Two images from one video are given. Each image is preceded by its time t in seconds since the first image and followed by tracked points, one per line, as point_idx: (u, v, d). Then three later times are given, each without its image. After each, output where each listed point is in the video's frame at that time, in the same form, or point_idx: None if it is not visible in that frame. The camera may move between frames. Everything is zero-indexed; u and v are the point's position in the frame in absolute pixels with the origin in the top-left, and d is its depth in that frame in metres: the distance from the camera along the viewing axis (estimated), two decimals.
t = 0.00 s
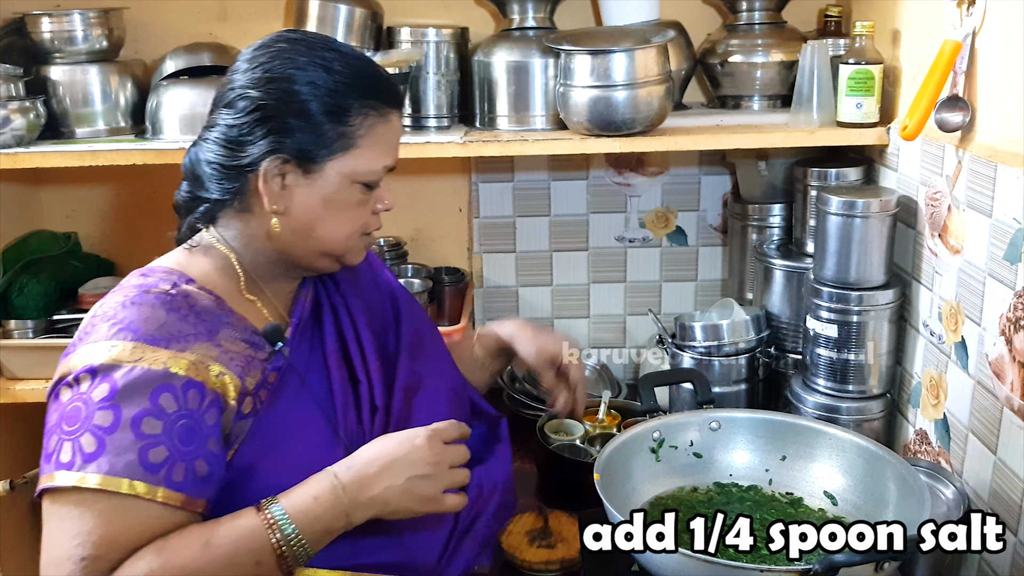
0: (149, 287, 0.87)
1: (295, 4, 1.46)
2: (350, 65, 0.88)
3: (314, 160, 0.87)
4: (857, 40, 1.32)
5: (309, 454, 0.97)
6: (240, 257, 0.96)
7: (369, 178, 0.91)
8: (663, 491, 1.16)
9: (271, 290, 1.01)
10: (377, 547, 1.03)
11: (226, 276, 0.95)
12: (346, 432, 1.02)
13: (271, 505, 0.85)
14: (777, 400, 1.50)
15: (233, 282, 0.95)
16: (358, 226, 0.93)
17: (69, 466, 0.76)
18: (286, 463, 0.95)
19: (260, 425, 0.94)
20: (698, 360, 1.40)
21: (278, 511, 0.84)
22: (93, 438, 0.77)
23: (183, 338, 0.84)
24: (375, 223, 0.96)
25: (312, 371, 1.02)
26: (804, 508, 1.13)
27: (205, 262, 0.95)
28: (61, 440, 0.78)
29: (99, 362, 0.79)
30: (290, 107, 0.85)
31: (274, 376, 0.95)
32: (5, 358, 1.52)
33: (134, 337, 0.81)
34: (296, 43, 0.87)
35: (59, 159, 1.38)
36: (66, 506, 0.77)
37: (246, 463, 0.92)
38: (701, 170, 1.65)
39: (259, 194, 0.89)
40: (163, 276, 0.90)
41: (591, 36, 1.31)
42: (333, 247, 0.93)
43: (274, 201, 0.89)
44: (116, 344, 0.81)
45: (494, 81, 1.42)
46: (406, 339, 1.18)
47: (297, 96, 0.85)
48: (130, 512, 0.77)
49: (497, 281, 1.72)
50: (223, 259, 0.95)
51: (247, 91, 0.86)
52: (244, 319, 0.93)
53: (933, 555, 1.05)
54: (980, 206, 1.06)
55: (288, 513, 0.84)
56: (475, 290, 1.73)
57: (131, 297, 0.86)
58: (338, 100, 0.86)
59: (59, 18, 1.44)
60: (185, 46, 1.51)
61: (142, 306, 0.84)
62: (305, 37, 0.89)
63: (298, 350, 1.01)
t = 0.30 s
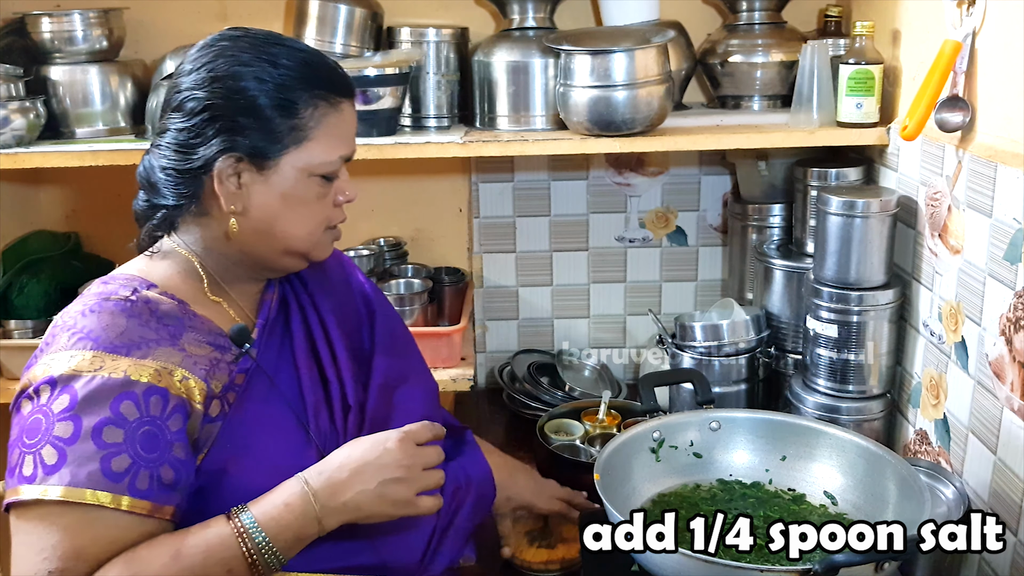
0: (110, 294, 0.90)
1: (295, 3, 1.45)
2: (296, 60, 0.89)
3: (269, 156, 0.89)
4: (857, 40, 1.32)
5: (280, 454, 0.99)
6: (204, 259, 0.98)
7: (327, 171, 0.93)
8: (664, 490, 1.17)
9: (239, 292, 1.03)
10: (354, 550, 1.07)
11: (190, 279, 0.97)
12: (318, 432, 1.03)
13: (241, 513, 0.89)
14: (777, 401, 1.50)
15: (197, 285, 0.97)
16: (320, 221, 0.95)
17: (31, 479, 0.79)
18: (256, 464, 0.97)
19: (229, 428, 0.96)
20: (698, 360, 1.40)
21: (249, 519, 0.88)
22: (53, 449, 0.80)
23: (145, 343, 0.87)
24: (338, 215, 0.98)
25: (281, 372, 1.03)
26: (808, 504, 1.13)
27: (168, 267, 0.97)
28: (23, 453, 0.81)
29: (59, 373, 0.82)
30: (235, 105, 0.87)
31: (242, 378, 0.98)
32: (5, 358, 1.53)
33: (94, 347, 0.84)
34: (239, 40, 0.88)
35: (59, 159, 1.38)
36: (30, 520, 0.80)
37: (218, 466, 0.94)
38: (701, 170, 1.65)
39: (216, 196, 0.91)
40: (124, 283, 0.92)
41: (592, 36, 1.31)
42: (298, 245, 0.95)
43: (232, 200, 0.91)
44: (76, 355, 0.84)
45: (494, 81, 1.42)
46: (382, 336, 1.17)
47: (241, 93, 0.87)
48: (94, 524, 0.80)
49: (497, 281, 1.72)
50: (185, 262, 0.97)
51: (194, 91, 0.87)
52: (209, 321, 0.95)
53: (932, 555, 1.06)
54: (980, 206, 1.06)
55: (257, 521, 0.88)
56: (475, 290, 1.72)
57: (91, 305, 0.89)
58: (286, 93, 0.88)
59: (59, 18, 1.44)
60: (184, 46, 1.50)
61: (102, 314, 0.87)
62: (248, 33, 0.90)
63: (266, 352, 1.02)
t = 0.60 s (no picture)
0: (101, 294, 0.90)
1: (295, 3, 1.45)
2: (258, 52, 0.89)
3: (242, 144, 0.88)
4: (857, 40, 1.32)
5: (276, 451, 0.99)
6: (191, 256, 0.97)
7: (300, 158, 0.91)
8: (666, 491, 1.17)
9: (227, 289, 1.03)
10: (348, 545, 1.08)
11: (180, 277, 0.96)
12: (312, 429, 1.04)
13: (251, 504, 0.89)
14: (777, 401, 1.50)
15: (187, 284, 0.97)
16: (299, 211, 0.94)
17: (38, 483, 0.79)
18: (253, 462, 0.97)
19: (224, 427, 0.95)
20: (698, 360, 1.40)
21: (259, 510, 0.88)
22: (57, 451, 0.80)
23: (140, 341, 0.87)
24: (319, 206, 0.96)
25: (274, 369, 1.03)
26: (812, 506, 1.12)
27: (157, 266, 0.96)
28: (25, 456, 0.80)
29: (56, 375, 0.82)
30: (198, 98, 0.87)
31: (238, 376, 0.97)
32: (6, 358, 1.53)
33: (89, 347, 0.84)
34: (203, 36, 0.89)
35: (59, 159, 1.38)
36: (38, 523, 0.80)
37: (214, 464, 0.94)
38: (701, 170, 1.65)
39: (190, 192, 0.91)
40: (115, 282, 0.92)
41: (591, 36, 1.31)
42: (280, 240, 0.94)
43: (205, 194, 0.90)
44: (71, 357, 0.83)
45: (494, 81, 1.42)
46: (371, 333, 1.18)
47: (204, 88, 0.86)
48: (102, 523, 0.81)
49: (497, 281, 1.72)
50: (173, 260, 0.97)
51: (162, 89, 0.88)
52: (200, 319, 0.95)
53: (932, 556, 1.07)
54: (980, 206, 1.06)
55: (267, 510, 0.88)
56: (475, 290, 1.72)
57: (84, 305, 0.88)
58: (251, 82, 0.88)
59: (59, 18, 1.44)
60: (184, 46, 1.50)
61: (96, 314, 0.87)
62: (214, 29, 0.90)
63: (259, 350, 1.02)
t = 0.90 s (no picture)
0: (108, 290, 0.89)
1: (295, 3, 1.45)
2: (256, 47, 0.88)
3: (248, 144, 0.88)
4: (857, 40, 1.32)
5: (283, 446, 0.98)
6: (194, 255, 0.97)
7: (309, 154, 0.92)
8: (664, 492, 1.16)
9: (229, 288, 1.02)
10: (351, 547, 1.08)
11: (182, 276, 0.95)
12: (318, 425, 1.03)
13: (321, 490, 0.89)
14: (777, 400, 1.50)
15: (191, 282, 0.96)
16: (307, 207, 0.94)
17: (84, 474, 0.77)
18: (260, 457, 0.96)
19: (232, 422, 0.95)
20: (698, 360, 1.40)
21: (327, 494, 0.88)
22: (101, 441, 0.78)
23: (152, 332, 0.87)
24: (323, 200, 0.97)
25: (279, 365, 1.03)
26: (808, 508, 1.13)
27: (159, 265, 0.95)
28: (65, 450, 0.78)
29: (79, 370, 0.80)
30: (205, 99, 0.85)
31: (245, 371, 0.97)
32: (6, 358, 1.53)
33: (107, 340, 0.83)
34: (200, 35, 0.87)
35: (59, 159, 1.38)
36: (98, 514, 0.78)
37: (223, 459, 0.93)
38: (701, 170, 1.65)
39: (201, 193, 0.90)
40: (121, 280, 0.91)
41: (591, 36, 1.31)
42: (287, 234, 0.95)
43: (217, 194, 0.90)
44: (91, 352, 0.82)
45: (494, 81, 1.42)
46: (370, 331, 1.18)
47: (210, 87, 0.85)
48: (165, 506, 0.80)
49: (497, 281, 1.72)
50: (175, 260, 0.96)
51: (167, 91, 0.86)
52: (206, 316, 0.94)
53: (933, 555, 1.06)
54: (980, 206, 1.06)
55: (337, 496, 0.88)
56: (475, 290, 1.72)
57: (91, 302, 0.88)
58: (258, 82, 0.87)
59: (59, 18, 1.44)
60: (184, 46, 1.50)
61: (105, 309, 0.86)
62: (207, 28, 0.89)
63: (265, 345, 1.02)
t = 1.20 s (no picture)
0: (127, 288, 0.90)
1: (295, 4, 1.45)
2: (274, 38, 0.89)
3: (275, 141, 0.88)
4: (857, 40, 1.32)
5: (294, 447, 0.98)
6: (216, 253, 0.96)
7: (333, 149, 0.93)
8: (664, 491, 1.16)
9: (250, 286, 1.02)
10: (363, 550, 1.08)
11: (204, 274, 0.95)
12: (329, 427, 1.03)
13: (296, 510, 0.88)
14: (776, 401, 1.50)
15: (212, 280, 0.96)
16: (332, 200, 0.95)
17: (72, 472, 0.78)
18: (269, 457, 0.96)
19: (244, 421, 0.95)
20: (698, 361, 1.39)
21: (302, 516, 0.87)
22: (91, 442, 0.79)
23: (167, 334, 0.87)
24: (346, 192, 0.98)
25: (294, 365, 1.03)
26: (807, 506, 1.13)
27: (182, 263, 0.95)
28: (58, 448, 0.80)
29: (85, 367, 0.81)
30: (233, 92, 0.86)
31: (258, 371, 0.97)
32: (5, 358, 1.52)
33: (118, 339, 0.84)
34: (220, 31, 0.88)
35: (59, 159, 1.38)
36: (75, 516, 0.79)
37: (233, 458, 0.94)
38: (701, 170, 1.65)
39: (229, 191, 0.90)
40: (142, 277, 0.92)
41: (591, 36, 1.31)
42: (313, 228, 0.95)
43: (248, 192, 0.90)
44: (100, 349, 0.83)
45: (494, 81, 1.42)
46: (389, 332, 1.17)
47: (237, 80, 0.86)
48: (141, 514, 0.80)
49: (497, 281, 1.72)
50: (199, 258, 0.96)
51: (195, 90, 0.86)
52: (225, 316, 0.95)
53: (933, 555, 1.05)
54: (980, 206, 1.06)
55: (309, 516, 0.87)
56: (475, 290, 1.72)
57: (110, 299, 0.88)
58: (283, 77, 0.87)
59: (59, 18, 1.44)
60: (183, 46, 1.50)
61: (122, 307, 0.87)
62: (224, 24, 0.89)
63: (280, 345, 1.02)
